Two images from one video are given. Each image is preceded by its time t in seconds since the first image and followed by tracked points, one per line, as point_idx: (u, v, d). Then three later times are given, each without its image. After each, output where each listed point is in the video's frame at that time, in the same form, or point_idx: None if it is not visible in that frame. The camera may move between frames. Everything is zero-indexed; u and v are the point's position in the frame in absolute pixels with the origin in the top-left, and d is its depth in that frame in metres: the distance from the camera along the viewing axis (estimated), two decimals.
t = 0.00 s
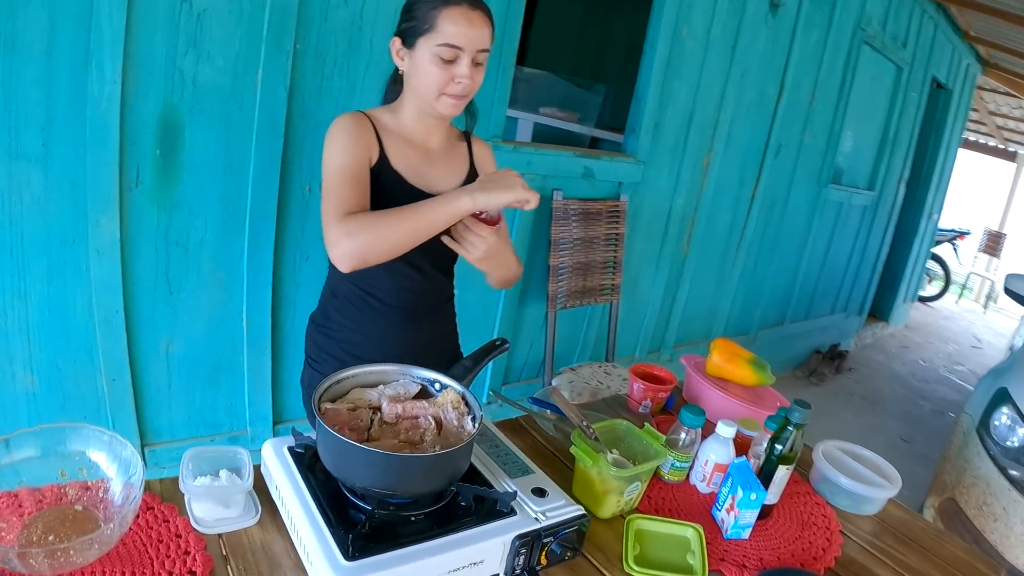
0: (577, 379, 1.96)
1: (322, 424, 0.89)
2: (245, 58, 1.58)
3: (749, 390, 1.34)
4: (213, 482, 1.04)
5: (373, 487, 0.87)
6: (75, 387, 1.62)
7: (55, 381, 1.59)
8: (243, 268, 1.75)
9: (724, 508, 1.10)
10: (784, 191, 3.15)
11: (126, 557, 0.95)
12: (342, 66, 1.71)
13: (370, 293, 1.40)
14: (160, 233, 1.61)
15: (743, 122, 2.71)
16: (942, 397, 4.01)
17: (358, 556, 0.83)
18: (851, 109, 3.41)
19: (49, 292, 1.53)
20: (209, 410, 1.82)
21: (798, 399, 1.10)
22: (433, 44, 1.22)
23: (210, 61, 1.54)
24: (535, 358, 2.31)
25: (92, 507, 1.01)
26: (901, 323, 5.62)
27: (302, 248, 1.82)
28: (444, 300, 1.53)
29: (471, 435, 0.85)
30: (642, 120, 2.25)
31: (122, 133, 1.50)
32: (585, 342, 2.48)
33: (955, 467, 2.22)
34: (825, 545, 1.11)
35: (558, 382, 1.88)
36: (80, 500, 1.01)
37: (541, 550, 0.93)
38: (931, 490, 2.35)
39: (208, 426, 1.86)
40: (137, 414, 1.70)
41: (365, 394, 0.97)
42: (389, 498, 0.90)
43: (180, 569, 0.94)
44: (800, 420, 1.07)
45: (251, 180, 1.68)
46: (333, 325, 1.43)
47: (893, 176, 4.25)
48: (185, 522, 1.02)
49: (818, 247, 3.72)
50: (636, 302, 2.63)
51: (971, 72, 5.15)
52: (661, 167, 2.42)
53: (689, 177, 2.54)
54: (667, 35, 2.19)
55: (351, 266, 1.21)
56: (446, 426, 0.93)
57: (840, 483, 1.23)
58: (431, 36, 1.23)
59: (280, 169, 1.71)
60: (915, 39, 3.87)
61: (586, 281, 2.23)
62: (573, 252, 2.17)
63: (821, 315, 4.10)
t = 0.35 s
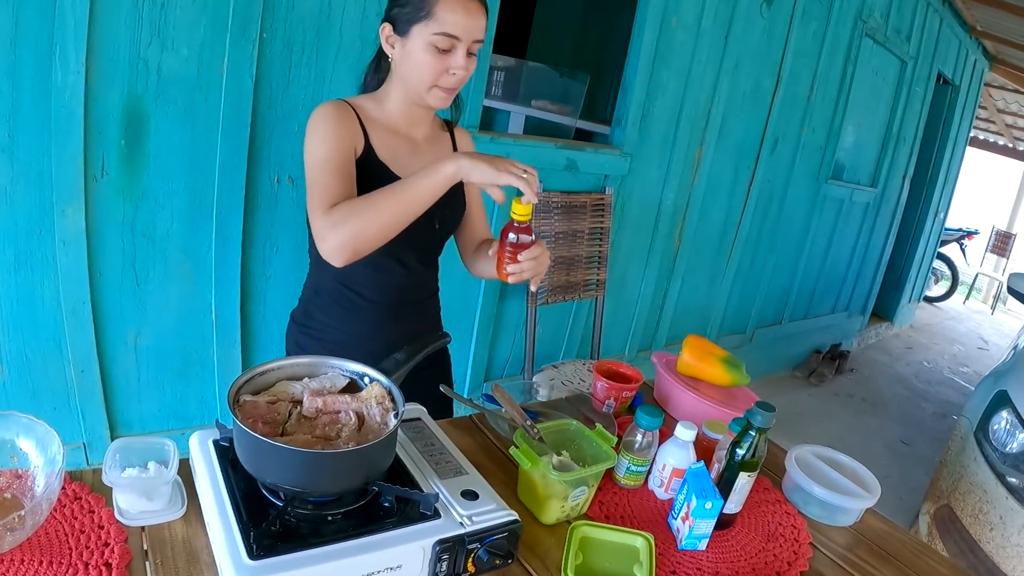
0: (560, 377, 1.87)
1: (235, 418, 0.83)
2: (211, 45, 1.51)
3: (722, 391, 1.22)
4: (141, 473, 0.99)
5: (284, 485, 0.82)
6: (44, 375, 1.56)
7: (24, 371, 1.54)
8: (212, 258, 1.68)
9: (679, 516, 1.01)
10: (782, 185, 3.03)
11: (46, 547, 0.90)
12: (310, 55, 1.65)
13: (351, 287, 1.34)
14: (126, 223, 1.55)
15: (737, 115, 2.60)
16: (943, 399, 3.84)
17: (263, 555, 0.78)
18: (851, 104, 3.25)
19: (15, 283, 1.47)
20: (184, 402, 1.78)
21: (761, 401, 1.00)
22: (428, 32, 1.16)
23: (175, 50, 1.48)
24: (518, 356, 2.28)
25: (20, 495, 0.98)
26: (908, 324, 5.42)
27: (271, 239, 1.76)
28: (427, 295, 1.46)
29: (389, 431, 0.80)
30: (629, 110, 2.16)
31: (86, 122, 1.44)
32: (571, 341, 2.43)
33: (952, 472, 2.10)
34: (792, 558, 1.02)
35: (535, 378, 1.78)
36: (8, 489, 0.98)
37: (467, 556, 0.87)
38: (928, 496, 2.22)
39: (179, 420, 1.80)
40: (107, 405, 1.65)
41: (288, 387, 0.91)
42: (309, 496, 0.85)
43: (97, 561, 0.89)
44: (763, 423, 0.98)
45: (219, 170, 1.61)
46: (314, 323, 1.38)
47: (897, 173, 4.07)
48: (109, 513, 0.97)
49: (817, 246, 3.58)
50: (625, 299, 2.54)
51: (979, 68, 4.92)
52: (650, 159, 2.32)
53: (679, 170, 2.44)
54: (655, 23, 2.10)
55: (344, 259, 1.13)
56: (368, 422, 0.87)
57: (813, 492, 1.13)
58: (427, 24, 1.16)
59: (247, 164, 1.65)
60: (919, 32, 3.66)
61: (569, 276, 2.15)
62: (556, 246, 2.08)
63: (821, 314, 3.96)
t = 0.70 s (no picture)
0: (561, 379, 1.85)
1: (230, 423, 0.83)
2: (209, 47, 1.51)
3: (721, 394, 1.21)
4: (137, 477, 0.98)
5: (278, 490, 0.81)
6: (44, 376, 1.57)
7: (23, 373, 1.54)
8: (212, 260, 1.68)
9: (676, 520, 1.00)
10: (785, 185, 3.01)
11: (41, 551, 0.91)
12: (309, 56, 1.64)
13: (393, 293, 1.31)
14: (126, 224, 1.55)
15: (740, 114, 2.58)
16: (948, 399, 3.81)
17: (256, 561, 0.78)
18: (855, 103, 3.23)
19: (16, 285, 1.47)
20: (184, 403, 1.78)
21: (759, 406, 1.00)
22: (492, 45, 1.15)
23: (173, 51, 1.47)
24: (519, 359, 2.29)
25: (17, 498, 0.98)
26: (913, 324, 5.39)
27: (270, 240, 1.75)
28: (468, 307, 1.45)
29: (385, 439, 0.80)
30: (630, 110, 2.15)
31: (85, 124, 1.43)
32: (571, 343, 2.42)
33: (954, 474, 2.09)
34: (790, 564, 1.02)
35: (537, 378, 1.76)
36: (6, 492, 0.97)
37: (461, 562, 0.86)
38: (931, 498, 2.21)
39: (179, 421, 1.81)
40: (107, 405, 1.65)
41: (284, 391, 0.91)
42: (302, 501, 0.84)
43: (92, 565, 0.89)
44: (761, 428, 0.97)
45: (218, 171, 1.61)
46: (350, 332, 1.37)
47: (902, 172, 4.04)
48: (105, 516, 0.97)
49: (821, 246, 3.56)
50: (628, 300, 2.53)
51: (984, 66, 4.89)
52: (651, 159, 2.31)
53: (682, 169, 2.43)
54: (657, 22, 2.08)
55: (409, 277, 1.10)
56: (363, 427, 0.87)
57: (812, 497, 1.12)
58: (489, 35, 1.15)
59: (247, 164, 1.64)
60: (924, 31, 3.63)
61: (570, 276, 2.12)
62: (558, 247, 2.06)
63: (825, 315, 3.94)
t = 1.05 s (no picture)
0: (578, 376, 1.84)
1: (271, 417, 0.82)
2: (232, 42, 1.50)
3: (747, 388, 1.22)
4: (170, 473, 0.98)
5: (320, 485, 0.81)
6: (64, 374, 1.56)
7: (43, 370, 1.53)
8: (232, 257, 1.67)
9: (710, 514, 1.00)
10: (798, 184, 3.02)
11: (73, 548, 0.89)
12: (331, 51, 1.63)
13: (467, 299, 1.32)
14: (147, 220, 1.54)
15: (755, 112, 2.60)
16: (960, 398, 3.84)
17: (300, 556, 0.77)
18: (868, 101, 3.25)
19: (35, 282, 1.46)
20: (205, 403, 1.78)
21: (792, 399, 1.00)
22: (596, 61, 1.16)
23: (196, 46, 1.47)
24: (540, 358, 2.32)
25: (47, 496, 0.96)
26: (922, 323, 5.43)
27: (291, 237, 1.75)
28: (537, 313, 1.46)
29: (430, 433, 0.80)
30: (648, 108, 2.16)
31: (106, 119, 1.42)
32: (590, 339, 2.44)
33: (970, 471, 2.10)
34: (821, 557, 1.02)
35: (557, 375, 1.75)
36: (36, 488, 0.97)
37: (502, 556, 0.86)
38: (946, 495, 2.22)
39: (199, 418, 1.80)
40: (126, 403, 1.64)
41: (321, 386, 0.91)
42: (342, 496, 0.84)
43: (127, 562, 0.88)
44: (794, 422, 0.97)
45: (239, 167, 1.60)
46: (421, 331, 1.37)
47: (913, 171, 4.06)
48: (139, 513, 0.96)
49: (834, 244, 3.58)
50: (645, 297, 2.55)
51: (994, 65, 4.92)
52: (668, 158, 2.32)
53: (698, 165, 2.44)
54: (676, 20, 2.09)
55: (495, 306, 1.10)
56: (403, 421, 0.86)
57: (841, 491, 1.13)
58: (593, 51, 1.16)
59: (268, 159, 1.63)
60: (935, 30, 3.65)
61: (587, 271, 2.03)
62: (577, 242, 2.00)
63: (838, 312, 3.96)
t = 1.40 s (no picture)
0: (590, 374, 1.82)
1: (286, 420, 0.82)
2: (242, 43, 1.49)
3: (763, 389, 1.20)
4: (183, 476, 0.97)
5: (336, 488, 0.80)
6: (76, 376, 1.56)
7: (56, 373, 1.54)
8: (244, 258, 1.67)
9: (728, 515, 0.99)
10: (811, 183, 3.01)
11: (85, 552, 0.89)
12: (343, 52, 1.63)
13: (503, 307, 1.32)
14: (158, 222, 1.54)
15: (766, 111, 2.59)
16: (973, 398, 3.82)
17: (315, 560, 0.77)
18: (879, 99, 3.24)
19: (46, 284, 1.47)
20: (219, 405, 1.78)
21: (811, 399, 0.99)
22: (639, 79, 1.17)
23: (207, 47, 1.46)
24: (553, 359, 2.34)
25: (60, 499, 0.97)
26: (934, 323, 5.42)
27: (303, 238, 1.74)
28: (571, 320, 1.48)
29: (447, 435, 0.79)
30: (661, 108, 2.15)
31: (117, 121, 1.42)
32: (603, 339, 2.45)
33: (986, 471, 2.10)
34: (840, 558, 1.01)
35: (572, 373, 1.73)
36: (49, 492, 0.98)
37: (521, 559, 0.85)
38: (961, 495, 2.22)
39: (211, 420, 1.80)
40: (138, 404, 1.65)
41: (336, 388, 0.90)
42: (358, 499, 0.83)
43: (140, 566, 0.87)
44: (813, 421, 0.96)
45: (250, 168, 1.59)
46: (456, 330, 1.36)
47: (925, 169, 4.04)
48: (151, 517, 0.95)
49: (847, 244, 3.57)
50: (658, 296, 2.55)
51: (1005, 62, 4.91)
52: (680, 157, 2.31)
53: (711, 163, 2.42)
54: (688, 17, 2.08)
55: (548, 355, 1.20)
56: (420, 424, 0.85)
57: (859, 491, 1.12)
58: (638, 68, 1.17)
59: (280, 161, 1.63)
60: (947, 28, 3.64)
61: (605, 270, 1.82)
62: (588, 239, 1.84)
63: (850, 311, 3.96)
